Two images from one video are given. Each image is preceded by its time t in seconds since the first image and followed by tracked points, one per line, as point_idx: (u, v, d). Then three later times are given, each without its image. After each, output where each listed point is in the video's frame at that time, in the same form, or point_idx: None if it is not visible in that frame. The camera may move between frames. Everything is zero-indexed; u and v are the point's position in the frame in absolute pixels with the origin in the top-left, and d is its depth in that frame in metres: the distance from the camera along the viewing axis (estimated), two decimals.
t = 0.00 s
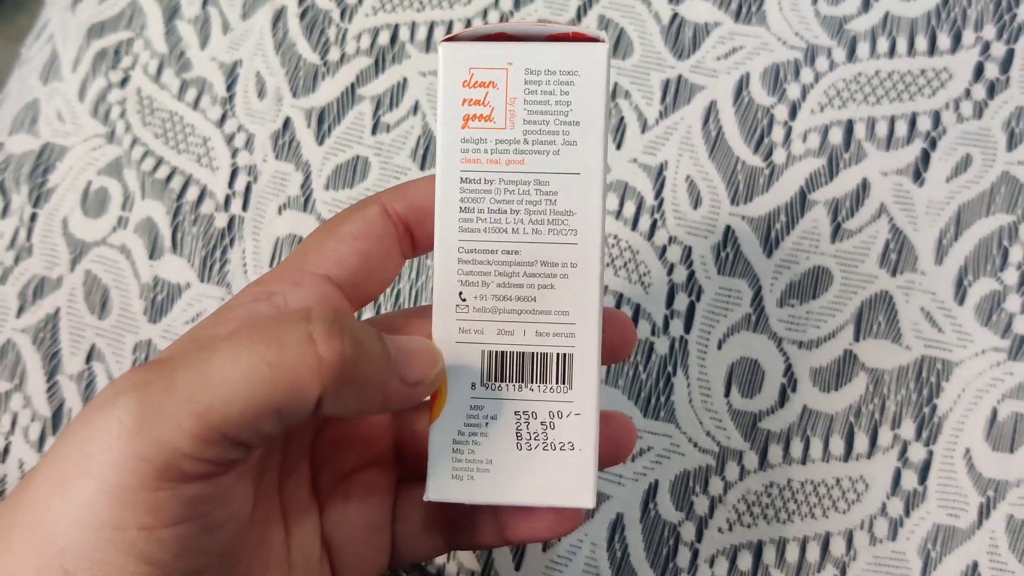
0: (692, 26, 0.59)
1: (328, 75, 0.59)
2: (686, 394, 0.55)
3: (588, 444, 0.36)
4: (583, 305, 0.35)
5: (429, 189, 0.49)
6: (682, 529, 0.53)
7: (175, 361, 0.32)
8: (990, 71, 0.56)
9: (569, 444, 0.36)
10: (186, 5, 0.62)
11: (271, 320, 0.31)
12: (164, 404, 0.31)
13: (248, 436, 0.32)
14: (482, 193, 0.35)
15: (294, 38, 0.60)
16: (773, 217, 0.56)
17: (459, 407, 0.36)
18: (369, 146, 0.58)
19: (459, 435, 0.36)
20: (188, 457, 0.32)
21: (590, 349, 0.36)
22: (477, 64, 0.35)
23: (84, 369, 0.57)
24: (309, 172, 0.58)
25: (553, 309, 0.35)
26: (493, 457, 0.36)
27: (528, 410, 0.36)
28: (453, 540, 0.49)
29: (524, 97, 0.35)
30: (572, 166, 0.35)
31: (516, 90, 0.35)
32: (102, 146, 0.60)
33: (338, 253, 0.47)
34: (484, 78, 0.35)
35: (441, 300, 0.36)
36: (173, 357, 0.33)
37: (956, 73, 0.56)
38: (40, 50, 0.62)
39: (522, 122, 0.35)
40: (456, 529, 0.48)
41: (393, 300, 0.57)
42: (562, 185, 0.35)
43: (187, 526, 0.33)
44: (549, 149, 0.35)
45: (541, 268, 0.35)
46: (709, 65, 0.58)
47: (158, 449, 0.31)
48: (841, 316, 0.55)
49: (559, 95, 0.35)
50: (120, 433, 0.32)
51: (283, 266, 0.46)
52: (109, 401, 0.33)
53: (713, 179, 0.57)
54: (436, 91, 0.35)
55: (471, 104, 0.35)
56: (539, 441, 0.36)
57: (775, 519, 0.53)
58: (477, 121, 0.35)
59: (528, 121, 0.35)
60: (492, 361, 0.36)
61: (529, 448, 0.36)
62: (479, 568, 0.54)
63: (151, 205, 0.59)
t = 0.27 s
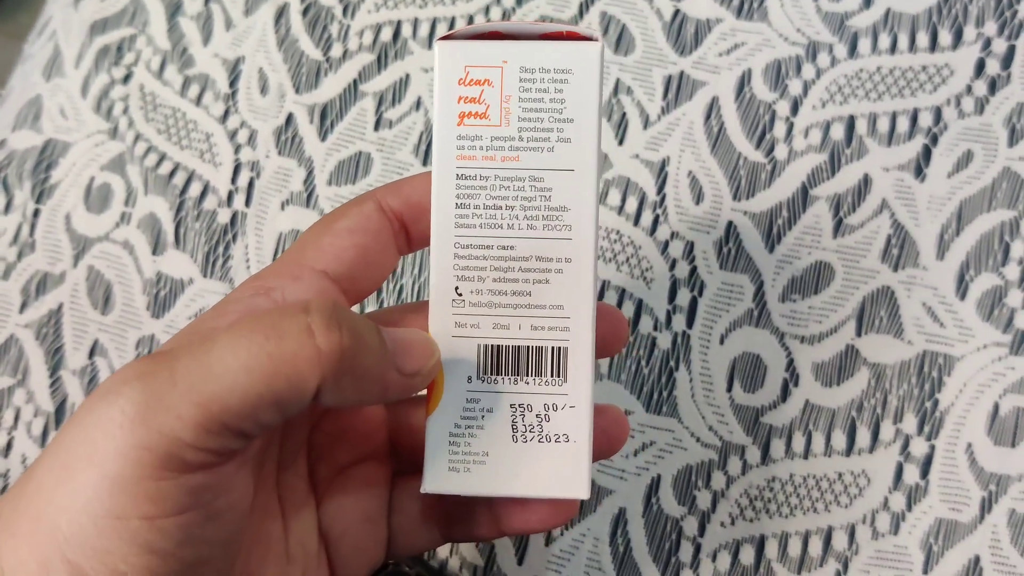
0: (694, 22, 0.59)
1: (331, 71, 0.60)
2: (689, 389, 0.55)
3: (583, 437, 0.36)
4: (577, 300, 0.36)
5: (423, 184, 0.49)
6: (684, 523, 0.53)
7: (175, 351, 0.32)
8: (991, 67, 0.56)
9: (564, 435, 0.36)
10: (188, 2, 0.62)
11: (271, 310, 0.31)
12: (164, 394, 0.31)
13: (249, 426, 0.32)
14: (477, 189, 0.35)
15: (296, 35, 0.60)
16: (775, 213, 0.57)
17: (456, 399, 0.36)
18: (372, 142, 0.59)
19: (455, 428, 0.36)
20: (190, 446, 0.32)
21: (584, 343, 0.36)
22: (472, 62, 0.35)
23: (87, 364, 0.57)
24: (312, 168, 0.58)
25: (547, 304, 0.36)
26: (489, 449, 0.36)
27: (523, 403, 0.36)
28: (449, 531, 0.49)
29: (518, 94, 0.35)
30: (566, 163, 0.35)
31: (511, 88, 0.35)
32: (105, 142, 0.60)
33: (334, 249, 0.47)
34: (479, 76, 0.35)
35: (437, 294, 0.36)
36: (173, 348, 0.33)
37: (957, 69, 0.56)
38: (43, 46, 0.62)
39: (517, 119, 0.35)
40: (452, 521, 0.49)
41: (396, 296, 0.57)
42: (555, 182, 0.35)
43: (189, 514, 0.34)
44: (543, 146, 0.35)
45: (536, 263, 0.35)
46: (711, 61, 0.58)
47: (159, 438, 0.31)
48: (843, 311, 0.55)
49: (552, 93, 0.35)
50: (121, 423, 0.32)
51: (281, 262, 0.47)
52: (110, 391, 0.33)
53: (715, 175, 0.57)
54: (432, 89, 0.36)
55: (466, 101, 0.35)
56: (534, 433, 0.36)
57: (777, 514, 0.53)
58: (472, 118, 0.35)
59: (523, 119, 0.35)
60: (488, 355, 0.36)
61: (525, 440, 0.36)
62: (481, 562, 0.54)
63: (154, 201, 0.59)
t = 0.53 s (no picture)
0: (696, 16, 0.59)
1: (334, 65, 0.60)
2: (690, 381, 0.55)
3: (586, 426, 0.36)
4: (581, 289, 0.36)
5: (427, 176, 0.49)
6: (686, 514, 0.53)
7: (180, 338, 0.32)
8: (991, 61, 0.56)
9: (568, 424, 0.36)
10: None
11: (275, 296, 0.31)
12: (169, 380, 0.31)
13: (254, 413, 0.32)
14: (482, 179, 0.36)
15: (300, 29, 0.60)
16: (776, 206, 0.57)
17: (460, 388, 0.36)
18: (375, 136, 0.59)
19: (459, 417, 0.36)
20: (195, 432, 0.32)
21: (588, 332, 0.36)
22: (478, 52, 0.36)
23: (91, 356, 0.57)
24: (315, 161, 0.58)
25: (552, 293, 0.36)
26: (493, 437, 0.36)
27: (527, 392, 0.36)
28: (452, 519, 0.49)
29: (523, 84, 0.35)
30: (570, 152, 0.35)
31: (516, 78, 0.35)
32: (109, 135, 0.60)
33: (338, 239, 0.47)
34: (484, 66, 0.35)
35: (442, 284, 0.36)
36: (178, 335, 0.33)
37: (958, 63, 0.57)
38: (46, 40, 0.62)
39: (522, 109, 0.35)
40: (455, 509, 0.49)
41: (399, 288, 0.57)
42: (560, 172, 0.35)
43: (194, 501, 0.34)
44: (548, 135, 0.35)
45: (540, 253, 0.36)
46: (713, 55, 0.59)
47: (165, 425, 0.31)
48: (844, 303, 0.55)
49: (557, 83, 0.35)
50: (126, 410, 0.32)
51: (285, 251, 0.47)
52: (117, 377, 0.33)
53: (717, 168, 0.58)
54: (437, 79, 0.36)
55: (471, 92, 0.36)
56: (538, 422, 0.36)
57: (778, 505, 0.53)
58: (477, 108, 0.36)
59: (527, 108, 0.35)
60: (492, 344, 0.36)
61: (529, 429, 0.36)
62: (484, 553, 0.55)
63: (158, 194, 0.59)
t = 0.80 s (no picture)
0: (696, 16, 0.59)
1: (334, 65, 0.60)
2: (690, 382, 0.55)
3: (587, 429, 0.36)
4: (582, 292, 0.36)
5: (428, 178, 0.49)
6: (686, 516, 0.53)
7: (182, 341, 0.32)
8: (992, 61, 0.56)
9: (569, 428, 0.36)
10: None
11: (279, 304, 0.31)
12: (171, 383, 0.31)
13: (256, 417, 0.32)
14: (483, 181, 0.35)
15: (299, 29, 0.60)
16: (776, 207, 0.57)
17: (460, 391, 0.36)
18: (374, 136, 0.59)
19: (460, 421, 0.36)
20: (196, 435, 0.32)
21: (589, 335, 0.36)
22: (479, 54, 0.35)
23: (90, 357, 0.57)
24: (314, 161, 0.58)
25: (553, 296, 0.36)
26: (494, 441, 0.36)
27: (528, 395, 0.36)
28: (452, 524, 0.49)
29: (525, 86, 0.35)
30: (572, 155, 0.35)
31: (517, 80, 0.35)
32: (108, 135, 0.60)
33: (339, 241, 0.47)
34: (485, 68, 0.35)
35: (443, 287, 0.36)
36: (179, 338, 0.33)
37: (958, 64, 0.56)
38: (45, 40, 0.62)
39: (523, 111, 0.35)
40: (456, 513, 0.49)
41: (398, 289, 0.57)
42: (561, 174, 0.35)
43: (194, 504, 0.33)
44: (549, 138, 0.35)
45: (541, 256, 0.36)
46: (713, 55, 0.58)
47: (166, 428, 0.31)
48: (844, 304, 0.55)
49: (559, 86, 0.35)
50: (127, 413, 0.32)
51: (285, 254, 0.46)
52: (116, 380, 0.33)
53: (717, 168, 0.57)
54: (439, 81, 0.36)
55: (473, 93, 0.35)
56: (539, 426, 0.36)
57: (778, 507, 0.53)
58: (479, 110, 0.35)
59: (529, 111, 0.35)
60: (493, 347, 0.36)
61: (530, 432, 0.36)
62: (484, 554, 0.55)
63: (157, 194, 0.59)
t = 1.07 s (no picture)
0: (696, 15, 0.59)
1: (330, 64, 0.59)
2: (689, 384, 0.55)
3: (583, 427, 0.35)
4: (578, 289, 0.35)
5: (424, 174, 0.49)
6: (685, 518, 0.53)
7: (200, 355, 0.31)
8: (993, 60, 0.56)
9: (564, 426, 0.36)
10: None
11: (301, 327, 0.30)
12: (186, 398, 0.31)
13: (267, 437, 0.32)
14: (478, 176, 0.35)
15: (295, 27, 0.60)
16: (776, 206, 0.56)
17: (454, 389, 0.36)
18: (371, 135, 0.58)
19: (454, 419, 0.35)
20: (208, 453, 0.31)
21: (585, 332, 0.35)
22: (473, 47, 0.35)
23: (84, 358, 0.56)
24: (310, 161, 0.58)
25: (548, 292, 0.35)
26: (488, 439, 0.35)
27: (523, 393, 0.35)
28: (449, 523, 0.49)
29: (519, 80, 0.35)
30: (567, 150, 0.35)
31: (512, 74, 0.35)
32: (103, 134, 0.60)
33: (334, 238, 0.47)
34: (479, 62, 0.35)
35: (437, 283, 0.36)
36: (196, 351, 0.32)
37: (959, 62, 0.56)
38: (40, 38, 0.62)
39: (517, 106, 0.35)
40: (452, 512, 0.49)
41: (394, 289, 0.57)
42: (556, 169, 0.35)
43: (199, 517, 0.33)
44: (544, 132, 0.35)
45: (536, 252, 0.35)
46: (712, 54, 0.58)
47: (178, 443, 0.31)
48: (845, 305, 0.54)
49: (554, 79, 0.35)
50: (139, 423, 0.31)
51: (279, 251, 0.46)
52: (128, 388, 0.32)
53: (716, 168, 0.57)
54: (432, 75, 0.35)
55: (467, 87, 0.35)
56: (534, 424, 0.35)
57: (778, 509, 0.53)
58: (473, 104, 0.35)
59: (523, 105, 0.35)
60: (487, 344, 0.36)
61: (525, 430, 0.35)
62: (481, 557, 0.54)
63: (152, 194, 0.59)
